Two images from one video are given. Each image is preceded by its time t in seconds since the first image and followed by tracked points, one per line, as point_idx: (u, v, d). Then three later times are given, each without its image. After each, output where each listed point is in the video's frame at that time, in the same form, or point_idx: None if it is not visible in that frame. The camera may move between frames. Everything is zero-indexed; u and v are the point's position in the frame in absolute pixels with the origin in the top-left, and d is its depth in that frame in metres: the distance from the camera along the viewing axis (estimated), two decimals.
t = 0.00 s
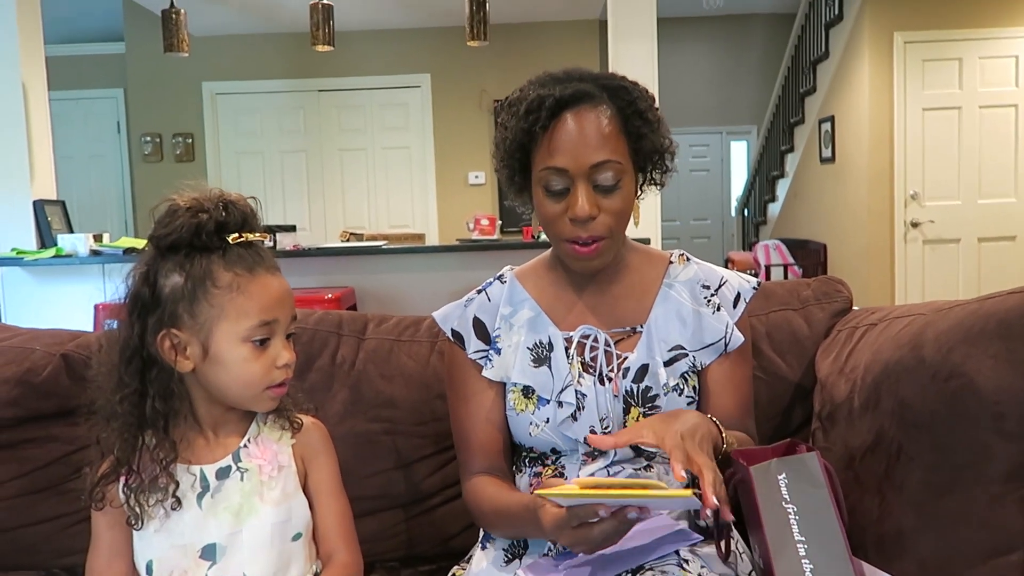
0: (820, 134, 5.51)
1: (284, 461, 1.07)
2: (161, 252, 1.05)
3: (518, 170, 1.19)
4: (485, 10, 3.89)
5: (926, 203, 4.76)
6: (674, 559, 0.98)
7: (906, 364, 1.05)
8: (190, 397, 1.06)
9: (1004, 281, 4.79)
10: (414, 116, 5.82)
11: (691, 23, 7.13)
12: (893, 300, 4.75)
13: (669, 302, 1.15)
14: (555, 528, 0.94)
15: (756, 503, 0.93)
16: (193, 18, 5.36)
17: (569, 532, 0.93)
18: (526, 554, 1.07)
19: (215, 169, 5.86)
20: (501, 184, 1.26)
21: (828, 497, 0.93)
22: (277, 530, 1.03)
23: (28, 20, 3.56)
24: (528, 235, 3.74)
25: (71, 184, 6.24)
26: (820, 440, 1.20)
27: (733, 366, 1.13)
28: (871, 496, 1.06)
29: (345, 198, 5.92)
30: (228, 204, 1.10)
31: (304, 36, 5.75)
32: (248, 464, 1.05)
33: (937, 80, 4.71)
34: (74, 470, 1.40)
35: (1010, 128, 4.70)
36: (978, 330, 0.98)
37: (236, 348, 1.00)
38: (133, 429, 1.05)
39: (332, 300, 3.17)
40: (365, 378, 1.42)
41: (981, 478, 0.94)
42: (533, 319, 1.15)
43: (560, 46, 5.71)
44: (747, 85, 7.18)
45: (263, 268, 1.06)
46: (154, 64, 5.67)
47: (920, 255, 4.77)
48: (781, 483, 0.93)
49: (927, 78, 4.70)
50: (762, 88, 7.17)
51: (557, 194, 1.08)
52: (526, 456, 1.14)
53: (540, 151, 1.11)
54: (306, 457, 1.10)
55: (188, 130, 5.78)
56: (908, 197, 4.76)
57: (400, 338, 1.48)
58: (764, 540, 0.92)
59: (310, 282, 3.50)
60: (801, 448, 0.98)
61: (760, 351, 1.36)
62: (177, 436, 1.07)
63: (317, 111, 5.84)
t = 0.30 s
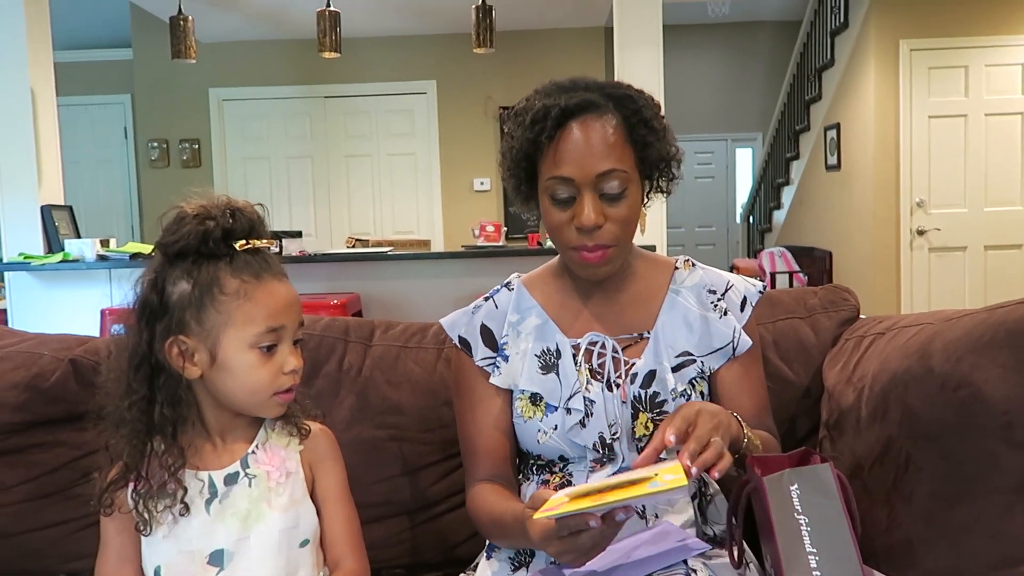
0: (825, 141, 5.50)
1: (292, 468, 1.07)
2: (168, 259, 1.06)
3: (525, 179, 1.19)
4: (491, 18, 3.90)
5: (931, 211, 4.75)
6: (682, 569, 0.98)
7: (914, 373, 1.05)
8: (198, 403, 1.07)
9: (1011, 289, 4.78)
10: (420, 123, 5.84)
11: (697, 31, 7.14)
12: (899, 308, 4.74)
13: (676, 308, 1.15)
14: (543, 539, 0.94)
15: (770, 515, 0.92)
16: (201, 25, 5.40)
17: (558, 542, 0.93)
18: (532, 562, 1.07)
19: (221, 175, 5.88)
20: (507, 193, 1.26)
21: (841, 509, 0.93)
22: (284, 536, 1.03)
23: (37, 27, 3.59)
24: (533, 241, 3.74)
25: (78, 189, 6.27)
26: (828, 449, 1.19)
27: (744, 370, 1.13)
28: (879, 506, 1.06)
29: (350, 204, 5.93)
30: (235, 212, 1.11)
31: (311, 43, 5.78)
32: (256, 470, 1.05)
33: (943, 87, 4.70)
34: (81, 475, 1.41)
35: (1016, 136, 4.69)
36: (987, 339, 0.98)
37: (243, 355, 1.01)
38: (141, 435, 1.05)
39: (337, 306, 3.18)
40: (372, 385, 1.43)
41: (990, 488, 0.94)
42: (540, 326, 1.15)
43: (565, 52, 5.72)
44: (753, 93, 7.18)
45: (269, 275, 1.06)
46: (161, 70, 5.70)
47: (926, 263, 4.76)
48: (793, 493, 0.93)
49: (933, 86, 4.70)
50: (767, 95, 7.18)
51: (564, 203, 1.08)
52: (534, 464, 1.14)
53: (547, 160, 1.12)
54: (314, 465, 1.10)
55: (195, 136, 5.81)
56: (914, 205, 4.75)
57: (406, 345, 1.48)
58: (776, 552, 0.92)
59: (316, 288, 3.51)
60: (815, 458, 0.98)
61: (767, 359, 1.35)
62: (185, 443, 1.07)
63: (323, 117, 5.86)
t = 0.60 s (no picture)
0: (833, 148, 5.49)
1: (298, 472, 1.08)
2: (173, 264, 1.06)
3: (531, 186, 1.20)
4: (499, 25, 3.91)
5: (939, 218, 4.73)
6: None
7: (920, 381, 1.04)
8: (204, 407, 1.07)
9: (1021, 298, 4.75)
10: (428, 129, 5.86)
11: (704, 37, 7.15)
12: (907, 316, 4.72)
13: (678, 311, 1.15)
14: (553, 522, 0.90)
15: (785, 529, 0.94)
16: (212, 32, 5.44)
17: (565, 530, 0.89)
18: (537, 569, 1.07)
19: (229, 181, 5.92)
20: (513, 199, 1.27)
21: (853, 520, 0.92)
22: (290, 540, 1.03)
23: (49, 33, 3.63)
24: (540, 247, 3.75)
25: (87, 193, 6.31)
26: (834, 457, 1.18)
27: (749, 372, 1.14)
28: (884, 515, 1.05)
29: (358, 210, 5.95)
30: (238, 216, 1.11)
31: (320, 49, 5.81)
32: (261, 474, 1.06)
33: (952, 95, 4.69)
34: (88, 478, 1.42)
35: None
36: (994, 348, 0.98)
37: (248, 358, 1.01)
38: (147, 440, 1.06)
39: (344, 311, 3.19)
40: (378, 390, 1.43)
41: (997, 497, 0.94)
42: (543, 331, 1.15)
43: (573, 59, 5.73)
44: (760, 100, 7.18)
45: (273, 279, 1.07)
46: (171, 75, 5.75)
47: (934, 271, 4.74)
48: (805, 503, 0.93)
49: (942, 94, 4.69)
50: (775, 102, 7.17)
51: (571, 211, 1.08)
52: (537, 470, 1.14)
53: (552, 167, 1.12)
54: (320, 469, 1.10)
55: (204, 141, 5.84)
56: (923, 213, 4.73)
57: (412, 351, 1.48)
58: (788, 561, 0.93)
59: (323, 293, 3.52)
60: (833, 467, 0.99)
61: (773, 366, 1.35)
62: (190, 447, 1.07)
63: (332, 123, 5.89)
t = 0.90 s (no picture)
0: (836, 151, 5.49)
1: (300, 473, 1.08)
2: (174, 269, 1.07)
3: (534, 189, 1.20)
4: (502, 29, 3.93)
5: (943, 221, 4.73)
6: None
7: (922, 383, 1.04)
8: (206, 410, 1.08)
9: None
10: (431, 133, 5.87)
11: (707, 41, 7.15)
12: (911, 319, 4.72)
13: (676, 311, 1.17)
14: (567, 517, 0.89)
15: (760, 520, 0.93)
16: (216, 37, 5.47)
17: (577, 527, 0.89)
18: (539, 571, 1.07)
19: (233, 185, 5.94)
20: (516, 202, 1.27)
21: (837, 516, 0.93)
22: (293, 541, 1.04)
23: (54, 39, 3.66)
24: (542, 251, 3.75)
25: (92, 197, 6.33)
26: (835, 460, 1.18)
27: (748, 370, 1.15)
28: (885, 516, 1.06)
29: (361, 214, 5.96)
30: (238, 220, 1.12)
31: (323, 54, 5.83)
32: (265, 475, 1.06)
33: (955, 98, 4.69)
34: (91, 481, 1.42)
35: None
36: (994, 349, 0.98)
37: (250, 361, 1.02)
38: (149, 443, 1.07)
39: (347, 315, 3.20)
40: (380, 393, 1.44)
41: (998, 498, 0.93)
42: (542, 333, 1.16)
43: (576, 64, 5.74)
44: (762, 103, 7.19)
45: (274, 282, 1.07)
46: (174, 80, 5.77)
47: (937, 274, 4.74)
48: (790, 502, 0.94)
49: (944, 97, 4.69)
50: (777, 106, 7.17)
51: (575, 214, 1.08)
52: (538, 472, 1.14)
53: (557, 172, 1.12)
54: (322, 470, 1.11)
55: (207, 146, 5.87)
56: (926, 216, 4.73)
57: (415, 353, 1.49)
58: (769, 560, 0.92)
59: (325, 297, 3.53)
60: (807, 466, 0.99)
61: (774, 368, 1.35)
62: (193, 450, 1.08)
63: (335, 127, 5.90)
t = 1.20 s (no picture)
0: (838, 144, 5.48)
1: (308, 466, 1.09)
2: (179, 265, 1.08)
3: (536, 182, 1.20)
4: (503, 25, 3.92)
5: (946, 214, 4.72)
6: (689, 565, 0.98)
7: (922, 371, 1.05)
8: (213, 406, 1.09)
9: None
10: (432, 130, 5.88)
11: (708, 35, 7.14)
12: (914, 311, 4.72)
13: (673, 299, 1.17)
14: (574, 513, 0.87)
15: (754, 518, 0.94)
16: (217, 36, 5.48)
17: (581, 524, 0.87)
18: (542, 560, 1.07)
19: (235, 183, 5.95)
20: (516, 195, 1.27)
21: (820, 502, 0.96)
22: (300, 534, 1.04)
23: (56, 39, 3.67)
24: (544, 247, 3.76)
25: (96, 197, 6.35)
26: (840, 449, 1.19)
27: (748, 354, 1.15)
28: (889, 504, 1.06)
29: (363, 211, 5.97)
30: (241, 215, 1.12)
31: (324, 51, 5.83)
32: (273, 468, 1.07)
33: (958, 90, 4.68)
34: (97, 477, 1.43)
35: None
36: (995, 338, 0.98)
37: (257, 356, 1.02)
38: (157, 438, 1.07)
39: (350, 311, 3.20)
40: (384, 387, 1.44)
41: (999, 486, 0.94)
42: (543, 326, 1.16)
43: (577, 59, 5.74)
44: (764, 97, 7.17)
45: (279, 277, 1.08)
46: (176, 80, 5.78)
47: (941, 266, 4.73)
48: (774, 490, 0.97)
49: (947, 89, 4.68)
50: (779, 100, 7.16)
51: (580, 207, 1.09)
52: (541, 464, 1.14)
53: (560, 165, 1.12)
54: (329, 463, 1.12)
55: (210, 144, 5.88)
56: (929, 208, 4.72)
57: (417, 347, 1.49)
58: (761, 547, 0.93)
59: (328, 293, 3.54)
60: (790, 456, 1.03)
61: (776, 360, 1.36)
62: (201, 445, 1.09)
63: (336, 125, 5.91)
